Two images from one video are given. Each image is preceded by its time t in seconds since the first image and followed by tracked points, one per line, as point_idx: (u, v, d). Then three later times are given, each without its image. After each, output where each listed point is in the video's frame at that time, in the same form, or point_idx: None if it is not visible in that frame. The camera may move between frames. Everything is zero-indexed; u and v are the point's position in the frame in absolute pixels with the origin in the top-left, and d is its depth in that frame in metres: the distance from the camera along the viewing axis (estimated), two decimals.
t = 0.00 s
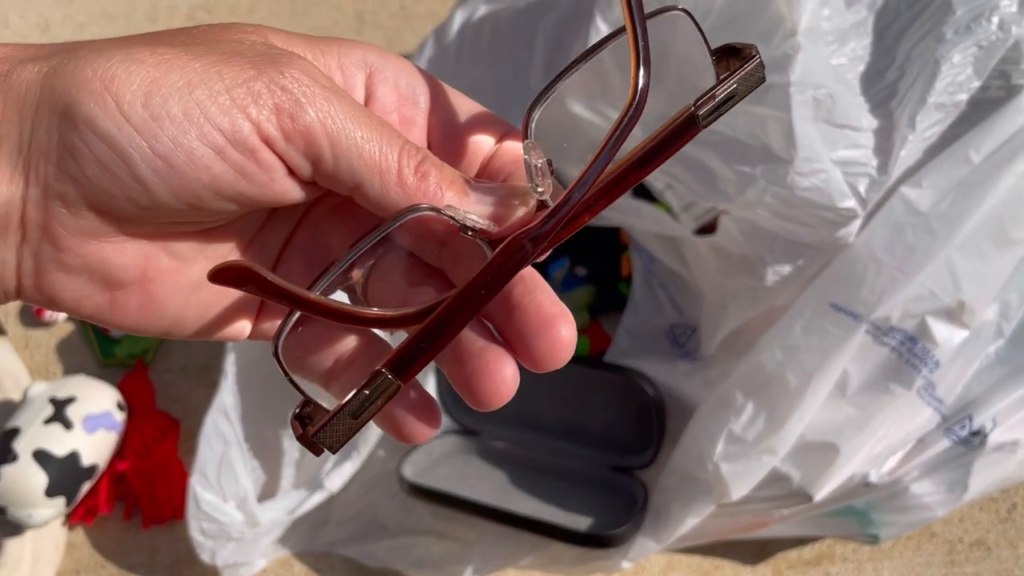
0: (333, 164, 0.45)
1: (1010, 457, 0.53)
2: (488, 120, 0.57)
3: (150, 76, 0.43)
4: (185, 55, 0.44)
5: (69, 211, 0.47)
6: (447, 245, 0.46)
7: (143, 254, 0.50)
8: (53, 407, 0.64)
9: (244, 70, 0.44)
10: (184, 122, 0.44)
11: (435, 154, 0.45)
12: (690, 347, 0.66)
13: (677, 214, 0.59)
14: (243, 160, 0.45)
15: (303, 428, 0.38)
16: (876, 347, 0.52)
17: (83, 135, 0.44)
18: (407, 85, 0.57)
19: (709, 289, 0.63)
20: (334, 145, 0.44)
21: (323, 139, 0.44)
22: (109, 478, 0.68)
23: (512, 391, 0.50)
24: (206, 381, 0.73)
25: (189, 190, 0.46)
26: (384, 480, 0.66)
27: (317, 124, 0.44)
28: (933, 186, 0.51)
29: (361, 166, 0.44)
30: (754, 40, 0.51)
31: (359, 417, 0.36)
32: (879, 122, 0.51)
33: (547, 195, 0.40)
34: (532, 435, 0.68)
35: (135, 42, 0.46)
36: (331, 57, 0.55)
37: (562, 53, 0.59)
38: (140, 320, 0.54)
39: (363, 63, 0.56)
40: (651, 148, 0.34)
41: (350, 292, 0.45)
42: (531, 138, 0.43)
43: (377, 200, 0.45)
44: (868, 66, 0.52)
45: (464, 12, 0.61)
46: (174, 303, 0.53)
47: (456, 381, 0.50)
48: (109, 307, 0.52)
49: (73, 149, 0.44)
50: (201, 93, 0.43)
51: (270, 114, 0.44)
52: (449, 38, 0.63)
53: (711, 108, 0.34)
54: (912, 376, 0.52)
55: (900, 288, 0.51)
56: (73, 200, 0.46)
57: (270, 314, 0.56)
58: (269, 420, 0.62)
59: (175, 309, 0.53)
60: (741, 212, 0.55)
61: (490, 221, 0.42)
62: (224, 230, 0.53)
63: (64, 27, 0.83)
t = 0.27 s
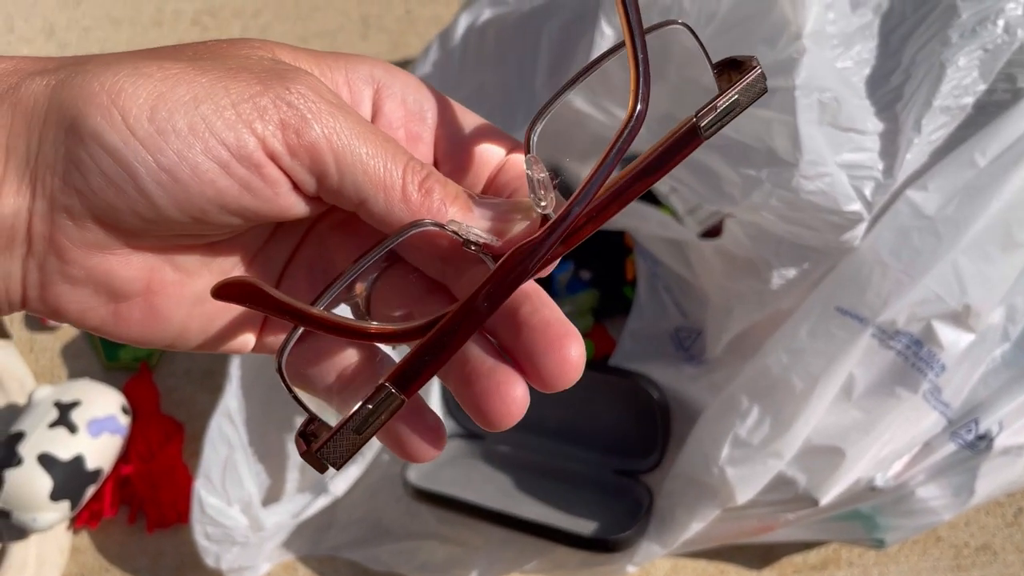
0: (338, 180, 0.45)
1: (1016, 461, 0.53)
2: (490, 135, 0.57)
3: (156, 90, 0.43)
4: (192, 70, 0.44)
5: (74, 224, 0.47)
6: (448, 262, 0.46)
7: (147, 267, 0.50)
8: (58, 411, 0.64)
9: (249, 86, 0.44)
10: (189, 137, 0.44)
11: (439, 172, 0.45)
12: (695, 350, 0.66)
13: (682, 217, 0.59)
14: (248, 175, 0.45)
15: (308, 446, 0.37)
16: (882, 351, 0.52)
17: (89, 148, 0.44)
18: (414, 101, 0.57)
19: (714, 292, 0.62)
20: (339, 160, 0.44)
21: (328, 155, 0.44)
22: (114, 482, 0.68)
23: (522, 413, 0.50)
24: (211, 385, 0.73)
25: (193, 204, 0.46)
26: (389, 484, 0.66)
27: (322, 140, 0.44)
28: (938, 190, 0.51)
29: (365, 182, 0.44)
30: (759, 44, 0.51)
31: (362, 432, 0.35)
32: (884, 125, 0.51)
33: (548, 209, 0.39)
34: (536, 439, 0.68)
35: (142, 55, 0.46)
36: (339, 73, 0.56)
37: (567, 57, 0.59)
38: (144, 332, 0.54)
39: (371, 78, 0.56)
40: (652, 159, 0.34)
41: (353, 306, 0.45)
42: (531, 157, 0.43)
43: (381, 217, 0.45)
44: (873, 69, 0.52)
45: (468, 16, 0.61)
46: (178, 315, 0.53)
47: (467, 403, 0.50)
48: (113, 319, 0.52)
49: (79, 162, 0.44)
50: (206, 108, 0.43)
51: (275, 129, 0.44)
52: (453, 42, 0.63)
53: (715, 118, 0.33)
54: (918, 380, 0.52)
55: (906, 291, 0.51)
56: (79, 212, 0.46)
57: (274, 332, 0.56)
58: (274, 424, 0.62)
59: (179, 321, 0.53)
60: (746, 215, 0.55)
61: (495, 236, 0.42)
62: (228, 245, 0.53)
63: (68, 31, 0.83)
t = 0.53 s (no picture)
0: (343, 175, 0.45)
1: (1016, 462, 0.53)
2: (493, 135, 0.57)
3: (163, 88, 0.44)
4: (199, 69, 0.45)
5: (86, 223, 0.47)
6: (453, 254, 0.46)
7: (158, 264, 0.51)
8: (63, 412, 0.65)
9: (254, 82, 0.44)
10: (196, 134, 0.44)
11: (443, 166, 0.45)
12: (696, 352, 0.66)
13: (683, 220, 0.60)
14: (255, 169, 0.46)
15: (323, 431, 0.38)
16: (881, 351, 0.53)
17: (98, 146, 0.44)
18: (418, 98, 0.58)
19: (714, 294, 0.63)
20: (343, 155, 0.44)
21: (332, 148, 0.44)
22: (117, 483, 0.68)
23: (531, 398, 0.50)
24: (214, 387, 0.74)
25: (202, 199, 0.46)
26: (391, 485, 0.67)
27: (326, 134, 0.44)
28: (938, 192, 0.51)
29: (369, 176, 0.45)
30: (759, 46, 0.52)
31: (372, 413, 0.36)
32: (883, 128, 0.51)
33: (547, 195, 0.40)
34: (538, 440, 0.68)
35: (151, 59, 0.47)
36: (343, 72, 0.56)
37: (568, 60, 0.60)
38: (154, 331, 0.54)
39: (374, 78, 0.57)
40: (644, 142, 0.35)
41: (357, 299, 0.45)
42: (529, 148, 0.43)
43: (386, 210, 0.45)
44: (872, 72, 0.53)
45: (471, 20, 0.61)
46: (189, 312, 0.53)
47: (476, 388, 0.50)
48: (124, 317, 0.53)
49: (90, 160, 0.45)
50: (213, 104, 0.44)
51: (279, 124, 0.44)
52: (455, 46, 0.63)
53: (705, 100, 0.35)
54: (918, 381, 0.52)
55: (906, 292, 0.51)
56: (90, 211, 0.47)
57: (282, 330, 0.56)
58: (277, 425, 0.63)
59: (190, 318, 0.54)
60: (747, 217, 0.55)
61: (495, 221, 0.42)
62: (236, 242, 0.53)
63: (73, 35, 0.84)
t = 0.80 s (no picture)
0: (344, 163, 0.46)
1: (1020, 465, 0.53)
2: (499, 133, 0.57)
3: (164, 80, 0.44)
4: (199, 60, 0.45)
5: (91, 216, 0.47)
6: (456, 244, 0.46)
7: (163, 258, 0.51)
8: (66, 416, 0.65)
9: (254, 71, 0.45)
10: (198, 125, 0.44)
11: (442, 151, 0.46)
12: (699, 355, 0.66)
13: (686, 222, 0.61)
14: (257, 158, 0.46)
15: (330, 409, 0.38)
16: (884, 355, 0.53)
17: (101, 138, 0.45)
18: (420, 94, 0.57)
19: (717, 296, 0.63)
20: (344, 142, 0.45)
21: (333, 136, 0.45)
22: (121, 487, 0.68)
23: (543, 387, 0.49)
24: (218, 390, 0.74)
25: (205, 188, 0.46)
26: (394, 487, 0.67)
27: (327, 122, 0.44)
28: (940, 194, 0.52)
29: (370, 162, 0.45)
30: (761, 50, 0.52)
31: (381, 386, 0.36)
32: (886, 130, 0.51)
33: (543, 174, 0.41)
34: (541, 443, 0.68)
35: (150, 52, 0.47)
36: (344, 64, 0.56)
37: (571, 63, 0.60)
38: (161, 327, 0.54)
39: (377, 70, 0.57)
40: (643, 115, 0.37)
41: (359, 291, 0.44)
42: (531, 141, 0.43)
43: (387, 197, 0.46)
44: (875, 75, 0.53)
45: (473, 23, 0.62)
46: (193, 308, 0.53)
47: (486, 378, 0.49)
48: (129, 312, 0.53)
49: (93, 152, 0.45)
50: (214, 95, 0.44)
51: (280, 113, 0.45)
52: (458, 49, 0.63)
53: (698, 78, 0.37)
54: (921, 384, 0.52)
55: (909, 295, 0.51)
56: (95, 204, 0.47)
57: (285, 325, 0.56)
58: (280, 428, 0.63)
59: (195, 314, 0.54)
60: (750, 220, 0.55)
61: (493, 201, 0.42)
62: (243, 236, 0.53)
63: (77, 39, 0.84)
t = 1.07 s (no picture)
0: (338, 166, 0.46)
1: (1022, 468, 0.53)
2: (493, 136, 0.57)
3: (160, 84, 0.44)
4: (194, 65, 0.45)
5: (89, 219, 0.48)
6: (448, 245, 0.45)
7: (160, 261, 0.51)
8: (70, 419, 0.65)
9: (248, 76, 0.45)
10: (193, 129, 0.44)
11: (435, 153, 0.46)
12: (702, 358, 0.66)
13: (688, 226, 0.61)
14: (252, 163, 0.46)
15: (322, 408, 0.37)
16: (887, 357, 0.53)
17: (98, 142, 0.45)
18: (412, 98, 0.58)
19: (720, 299, 0.63)
20: (338, 146, 0.45)
21: (327, 140, 0.45)
22: (124, 490, 0.69)
23: (538, 385, 0.49)
24: (220, 393, 0.74)
25: (202, 192, 0.46)
26: (398, 490, 0.67)
27: (321, 126, 0.45)
28: (942, 197, 0.52)
29: (363, 166, 0.45)
30: (764, 53, 0.52)
31: (376, 384, 0.36)
32: (888, 133, 0.52)
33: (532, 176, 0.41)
34: (543, 445, 0.68)
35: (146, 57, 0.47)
36: (338, 69, 0.57)
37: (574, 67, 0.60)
38: (157, 330, 0.54)
39: (370, 76, 0.58)
40: (627, 118, 0.36)
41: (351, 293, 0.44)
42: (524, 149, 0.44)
43: (380, 200, 0.46)
44: (878, 78, 0.53)
45: (476, 27, 0.62)
46: (190, 310, 0.53)
47: (481, 375, 0.49)
48: (126, 314, 0.53)
49: (90, 157, 0.45)
50: (209, 99, 0.44)
51: (274, 117, 0.45)
52: (461, 52, 0.63)
53: (684, 79, 0.36)
54: (924, 387, 0.52)
55: (912, 297, 0.52)
56: (92, 207, 0.47)
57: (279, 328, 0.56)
58: (283, 431, 0.63)
59: (192, 316, 0.54)
60: (753, 223, 0.55)
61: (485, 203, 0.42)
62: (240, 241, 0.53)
63: (81, 43, 0.84)
